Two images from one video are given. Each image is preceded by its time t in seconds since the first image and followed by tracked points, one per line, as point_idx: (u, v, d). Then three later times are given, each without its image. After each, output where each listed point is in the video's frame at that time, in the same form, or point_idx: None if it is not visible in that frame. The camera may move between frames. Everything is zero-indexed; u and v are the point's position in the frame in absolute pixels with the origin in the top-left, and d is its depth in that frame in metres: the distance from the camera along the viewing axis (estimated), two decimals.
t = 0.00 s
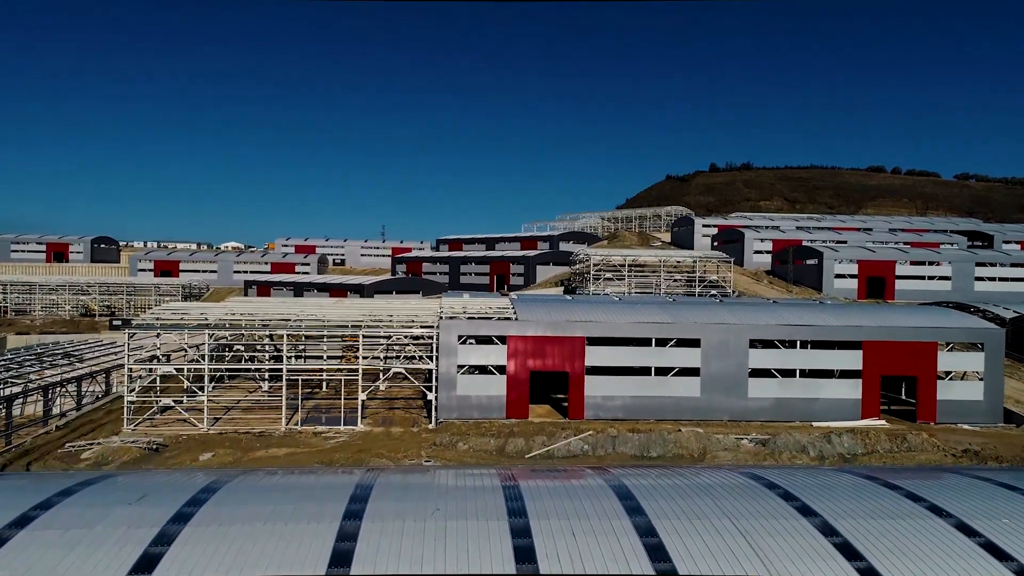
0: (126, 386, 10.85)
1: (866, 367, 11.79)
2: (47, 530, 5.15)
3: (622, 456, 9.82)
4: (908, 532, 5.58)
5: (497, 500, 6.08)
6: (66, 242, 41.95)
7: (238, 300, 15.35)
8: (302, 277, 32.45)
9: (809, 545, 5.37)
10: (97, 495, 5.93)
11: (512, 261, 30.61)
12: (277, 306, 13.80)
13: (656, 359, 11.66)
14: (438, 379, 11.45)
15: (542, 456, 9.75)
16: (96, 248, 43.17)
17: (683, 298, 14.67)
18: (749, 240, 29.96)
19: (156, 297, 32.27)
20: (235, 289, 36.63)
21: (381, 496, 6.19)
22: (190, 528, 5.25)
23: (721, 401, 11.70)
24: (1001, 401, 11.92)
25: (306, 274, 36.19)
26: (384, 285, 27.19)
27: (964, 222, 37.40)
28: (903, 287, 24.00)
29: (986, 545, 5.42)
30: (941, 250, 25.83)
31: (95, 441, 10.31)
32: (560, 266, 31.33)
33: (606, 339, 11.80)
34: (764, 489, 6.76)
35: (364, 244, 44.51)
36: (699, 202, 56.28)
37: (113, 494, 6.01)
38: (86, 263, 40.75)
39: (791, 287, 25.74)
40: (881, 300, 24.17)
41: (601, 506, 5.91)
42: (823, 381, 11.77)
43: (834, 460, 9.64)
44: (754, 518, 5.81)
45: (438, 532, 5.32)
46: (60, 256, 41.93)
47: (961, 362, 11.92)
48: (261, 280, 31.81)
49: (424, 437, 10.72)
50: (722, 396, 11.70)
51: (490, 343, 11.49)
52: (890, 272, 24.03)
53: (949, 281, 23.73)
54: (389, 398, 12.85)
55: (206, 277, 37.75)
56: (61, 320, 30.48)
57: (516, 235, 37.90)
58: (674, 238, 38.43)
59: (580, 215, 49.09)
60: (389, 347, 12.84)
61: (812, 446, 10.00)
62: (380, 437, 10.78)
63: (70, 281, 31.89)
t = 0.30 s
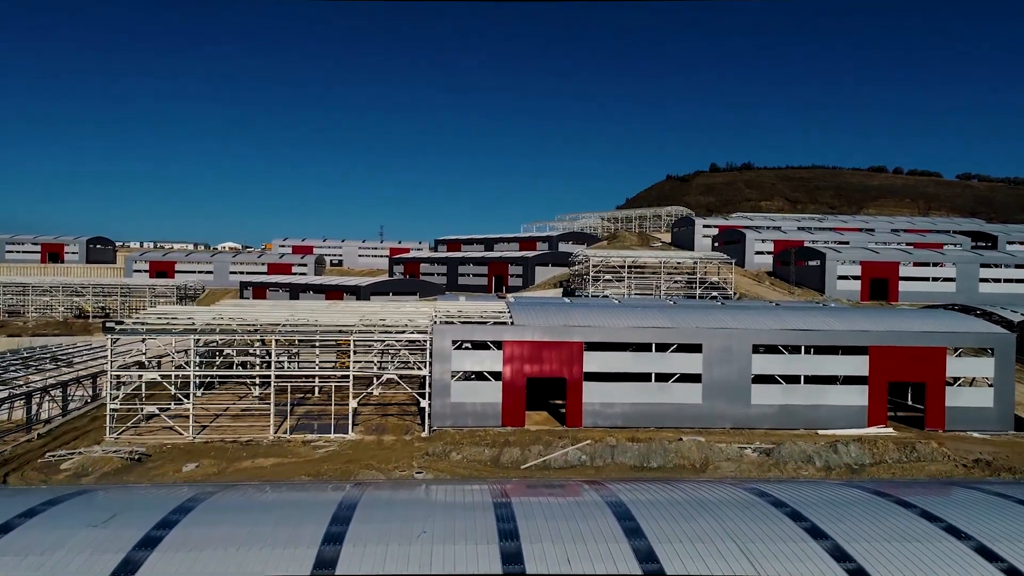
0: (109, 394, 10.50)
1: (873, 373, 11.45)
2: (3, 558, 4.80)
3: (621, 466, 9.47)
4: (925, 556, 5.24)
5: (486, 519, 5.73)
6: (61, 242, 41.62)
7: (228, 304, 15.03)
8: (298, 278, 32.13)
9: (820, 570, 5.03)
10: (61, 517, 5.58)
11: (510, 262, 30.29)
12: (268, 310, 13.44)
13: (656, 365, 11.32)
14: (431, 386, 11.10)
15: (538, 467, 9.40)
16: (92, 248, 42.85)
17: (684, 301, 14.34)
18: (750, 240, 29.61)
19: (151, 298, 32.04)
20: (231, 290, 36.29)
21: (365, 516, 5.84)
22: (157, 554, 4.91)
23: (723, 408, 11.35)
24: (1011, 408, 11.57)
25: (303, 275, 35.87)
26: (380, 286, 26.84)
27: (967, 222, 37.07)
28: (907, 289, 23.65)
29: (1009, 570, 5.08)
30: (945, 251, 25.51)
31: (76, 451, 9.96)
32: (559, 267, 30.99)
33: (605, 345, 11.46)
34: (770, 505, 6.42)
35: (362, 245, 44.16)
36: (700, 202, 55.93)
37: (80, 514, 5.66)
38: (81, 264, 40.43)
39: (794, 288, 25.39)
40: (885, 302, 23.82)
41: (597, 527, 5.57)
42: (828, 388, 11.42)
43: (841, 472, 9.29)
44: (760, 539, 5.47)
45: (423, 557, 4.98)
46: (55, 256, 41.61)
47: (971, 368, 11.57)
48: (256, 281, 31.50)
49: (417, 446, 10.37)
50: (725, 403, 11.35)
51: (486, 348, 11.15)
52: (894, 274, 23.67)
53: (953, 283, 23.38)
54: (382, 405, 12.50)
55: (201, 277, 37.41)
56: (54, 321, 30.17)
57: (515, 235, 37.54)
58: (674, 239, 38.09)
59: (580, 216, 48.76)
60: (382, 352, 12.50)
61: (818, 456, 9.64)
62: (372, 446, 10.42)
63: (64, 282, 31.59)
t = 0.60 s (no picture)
0: (90, 403, 10.11)
1: (879, 380, 11.10)
2: None
3: (620, 478, 9.10)
4: None
5: (474, 542, 5.37)
6: (56, 242, 41.29)
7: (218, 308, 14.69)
8: (294, 279, 31.80)
9: None
10: (17, 543, 5.20)
11: (508, 263, 29.95)
12: (257, 315, 13.06)
13: (656, 372, 10.97)
14: (424, 394, 10.74)
15: (534, 479, 9.02)
16: (87, 249, 42.51)
17: (685, 305, 14.00)
18: (751, 241, 29.24)
19: (145, 300, 31.97)
20: (227, 292, 35.95)
21: (345, 539, 5.47)
22: None
23: (726, 416, 11.00)
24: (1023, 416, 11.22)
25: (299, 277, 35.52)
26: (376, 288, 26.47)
27: (970, 223, 36.71)
28: (911, 291, 23.27)
29: None
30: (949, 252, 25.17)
31: (54, 462, 9.56)
32: (557, 268, 30.64)
33: (604, 351, 11.12)
34: (776, 525, 6.05)
35: (360, 246, 43.80)
36: (700, 203, 55.58)
37: (39, 538, 5.28)
38: (76, 265, 40.10)
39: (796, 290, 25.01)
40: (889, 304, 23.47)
41: (593, 551, 5.21)
42: (835, 395, 11.07)
43: (849, 485, 8.92)
44: (767, 566, 5.10)
45: None
46: (50, 257, 41.27)
47: (981, 375, 11.22)
48: (251, 283, 31.16)
49: (409, 456, 10.00)
50: (727, 411, 11.00)
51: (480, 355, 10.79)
52: (898, 275, 23.29)
53: (958, 285, 23.04)
54: (374, 412, 12.13)
55: (197, 279, 37.06)
56: (47, 323, 29.82)
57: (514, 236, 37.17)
58: (675, 239, 37.72)
59: (579, 216, 48.41)
60: (375, 357, 12.13)
61: (825, 467, 9.27)
62: (362, 457, 10.05)
63: (57, 284, 31.27)
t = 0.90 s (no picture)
0: (69, 413, 9.71)
1: (887, 387, 10.75)
2: None
3: (618, 491, 8.73)
4: None
5: (460, 569, 5.01)
6: (50, 243, 40.91)
7: (207, 311, 14.32)
8: (289, 280, 31.39)
9: None
10: None
11: (506, 264, 29.59)
12: (245, 320, 12.67)
13: (656, 379, 10.60)
14: (415, 402, 10.36)
15: (529, 492, 8.65)
16: (82, 250, 42.11)
17: (686, 309, 13.66)
18: (752, 242, 28.88)
19: (139, 301, 31.45)
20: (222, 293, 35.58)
21: (321, 567, 5.10)
22: None
23: (728, 425, 10.64)
24: None
25: (295, 278, 35.12)
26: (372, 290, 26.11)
27: (973, 224, 36.32)
28: (915, 293, 22.96)
29: None
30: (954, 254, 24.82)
31: (30, 474, 9.18)
32: (556, 269, 30.28)
33: (602, 357, 10.76)
34: (783, 548, 5.68)
35: (357, 246, 43.42)
36: (701, 203, 55.22)
37: None
38: (71, 266, 39.71)
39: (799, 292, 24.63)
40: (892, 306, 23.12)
41: None
42: (841, 403, 10.70)
43: (856, 499, 8.54)
44: None
45: None
46: (45, 258, 40.89)
47: (992, 382, 10.85)
48: (246, 284, 30.76)
49: (399, 467, 9.64)
50: (729, 419, 10.63)
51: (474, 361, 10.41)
52: (902, 277, 22.92)
53: (962, 286, 22.69)
54: (366, 420, 11.77)
55: (192, 279, 36.66)
56: (40, 325, 29.45)
57: (512, 237, 36.80)
58: (675, 240, 37.34)
59: (579, 217, 48.05)
60: (366, 363, 11.77)
61: (832, 479, 8.90)
62: (351, 468, 9.69)
63: (50, 285, 30.92)
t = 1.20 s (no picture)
0: (46, 423, 9.32)
1: (895, 395, 10.38)
2: None
3: (617, 506, 8.35)
4: None
5: None
6: (45, 244, 40.55)
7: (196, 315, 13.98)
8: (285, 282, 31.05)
9: None
10: None
11: (504, 266, 29.24)
12: (232, 325, 12.29)
13: (657, 387, 10.24)
14: (407, 411, 9.98)
15: (524, 507, 8.26)
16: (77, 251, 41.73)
17: (686, 313, 13.30)
18: (753, 243, 28.54)
19: (133, 303, 31.07)
20: (218, 295, 35.21)
21: None
22: None
23: (731, 434, 10.26)
24: None
25: (292, 279, 34.76)
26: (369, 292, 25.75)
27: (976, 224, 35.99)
28: (919, 295, 22.58)
29: None
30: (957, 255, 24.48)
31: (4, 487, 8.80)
32: (555, 270, 29.92)
33: (600, 364, 10.40)
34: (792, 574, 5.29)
35: (355, 247, 43.07)
36: (701, 203, 54.89)
37: None
38: (65, 267, 39.32)
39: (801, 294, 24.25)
40: (896, 309, 22.75)
41: None
42: (847, 411, 10.34)
43: (866, 514, 8.16)
44: None
45: None
46: (39, 259, 40.52)
47: (1004, 389, 10.48)
48: (241, 286, 30.39)
49: (390, 479, 9.27)
50: (732, 428, 10.26)
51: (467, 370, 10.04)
52: (906, 279, 22.56)
53: (967, 288, 22.32)
54: (356, 429, 11.40)
55: (188, 281, 36.29)
56: (32, 327, 29.07)
57: (511, 238, 36.46)
58: (675, 240, 36.98)
59: (578, 217, 47.72)
60: (357, 370, 11.40)
61: (840, 493, 8.52)
62: (339, 479, 9.33)
63: (43, 287, 30.55)
